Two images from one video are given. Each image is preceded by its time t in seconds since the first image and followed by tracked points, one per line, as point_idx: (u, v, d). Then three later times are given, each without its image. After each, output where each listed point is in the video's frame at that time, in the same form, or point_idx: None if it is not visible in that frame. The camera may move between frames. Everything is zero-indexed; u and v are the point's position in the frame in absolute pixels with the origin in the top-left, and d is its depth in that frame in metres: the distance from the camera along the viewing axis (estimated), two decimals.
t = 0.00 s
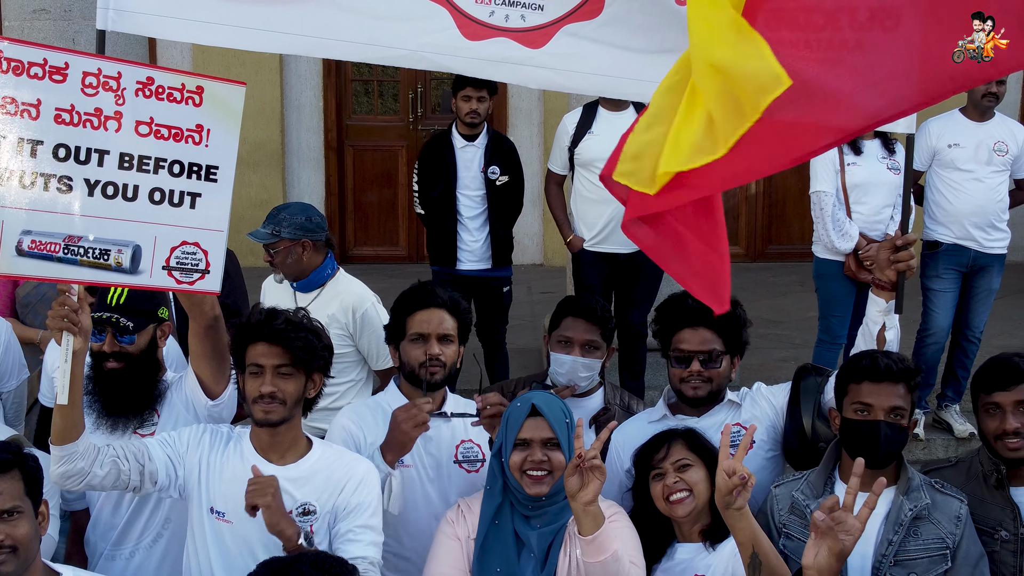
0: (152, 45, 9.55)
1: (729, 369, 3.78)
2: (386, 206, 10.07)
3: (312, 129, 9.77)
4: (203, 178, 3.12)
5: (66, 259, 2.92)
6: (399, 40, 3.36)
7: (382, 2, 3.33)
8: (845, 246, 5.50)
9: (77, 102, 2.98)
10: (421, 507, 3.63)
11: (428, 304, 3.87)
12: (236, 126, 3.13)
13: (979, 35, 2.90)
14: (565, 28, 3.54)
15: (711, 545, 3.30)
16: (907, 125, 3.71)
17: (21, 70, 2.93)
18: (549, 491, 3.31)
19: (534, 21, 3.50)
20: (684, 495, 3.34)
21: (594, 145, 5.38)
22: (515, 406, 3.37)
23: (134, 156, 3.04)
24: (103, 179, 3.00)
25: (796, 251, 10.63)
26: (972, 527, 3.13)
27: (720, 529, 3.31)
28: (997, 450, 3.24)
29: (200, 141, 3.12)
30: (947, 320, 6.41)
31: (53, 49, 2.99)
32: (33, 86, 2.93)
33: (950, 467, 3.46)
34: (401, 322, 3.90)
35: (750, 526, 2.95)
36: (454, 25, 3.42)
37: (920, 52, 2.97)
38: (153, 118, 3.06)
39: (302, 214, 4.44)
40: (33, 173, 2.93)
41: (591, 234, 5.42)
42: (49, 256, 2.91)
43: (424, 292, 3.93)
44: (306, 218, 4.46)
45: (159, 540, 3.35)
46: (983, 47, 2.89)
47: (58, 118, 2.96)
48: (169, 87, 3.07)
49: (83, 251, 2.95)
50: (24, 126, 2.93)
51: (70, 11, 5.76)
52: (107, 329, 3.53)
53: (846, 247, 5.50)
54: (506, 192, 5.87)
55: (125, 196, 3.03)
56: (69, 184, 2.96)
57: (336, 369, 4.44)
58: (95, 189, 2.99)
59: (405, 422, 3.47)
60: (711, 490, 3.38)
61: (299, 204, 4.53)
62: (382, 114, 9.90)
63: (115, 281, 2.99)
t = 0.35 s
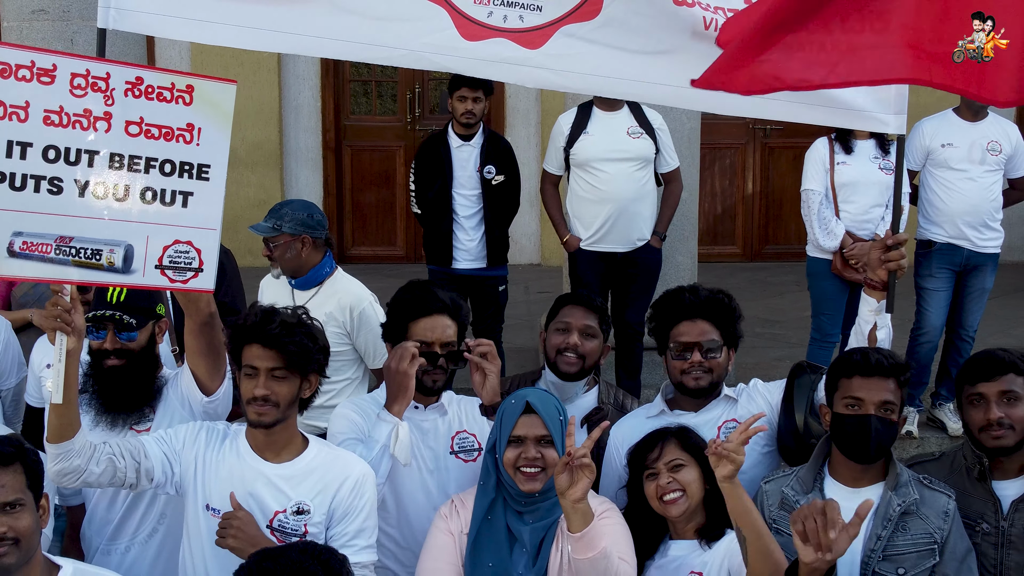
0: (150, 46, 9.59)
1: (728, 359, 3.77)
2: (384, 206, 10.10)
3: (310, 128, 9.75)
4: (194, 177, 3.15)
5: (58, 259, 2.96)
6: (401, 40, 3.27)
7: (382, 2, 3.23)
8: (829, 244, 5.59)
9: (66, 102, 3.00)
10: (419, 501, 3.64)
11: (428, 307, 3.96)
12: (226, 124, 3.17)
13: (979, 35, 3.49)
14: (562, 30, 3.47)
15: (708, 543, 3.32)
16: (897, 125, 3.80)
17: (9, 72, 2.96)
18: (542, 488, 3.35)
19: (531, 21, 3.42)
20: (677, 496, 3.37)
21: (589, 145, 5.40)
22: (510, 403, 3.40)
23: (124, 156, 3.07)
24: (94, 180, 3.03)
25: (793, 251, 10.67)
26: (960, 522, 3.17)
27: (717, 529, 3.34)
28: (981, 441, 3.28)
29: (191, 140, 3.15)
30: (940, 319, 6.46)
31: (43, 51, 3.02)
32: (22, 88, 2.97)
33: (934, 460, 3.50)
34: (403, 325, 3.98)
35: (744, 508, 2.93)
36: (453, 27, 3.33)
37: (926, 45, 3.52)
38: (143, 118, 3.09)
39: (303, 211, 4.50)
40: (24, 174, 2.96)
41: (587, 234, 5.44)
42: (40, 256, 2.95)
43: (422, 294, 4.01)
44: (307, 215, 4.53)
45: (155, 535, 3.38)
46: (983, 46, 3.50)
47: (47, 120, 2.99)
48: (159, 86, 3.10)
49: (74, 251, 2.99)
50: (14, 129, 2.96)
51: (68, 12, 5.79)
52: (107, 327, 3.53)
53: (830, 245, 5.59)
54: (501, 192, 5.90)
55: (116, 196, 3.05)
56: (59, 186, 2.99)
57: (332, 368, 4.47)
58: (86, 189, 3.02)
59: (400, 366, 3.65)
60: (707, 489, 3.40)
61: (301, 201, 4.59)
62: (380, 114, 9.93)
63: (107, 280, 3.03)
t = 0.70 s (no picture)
0: (149, 46, 9.63)
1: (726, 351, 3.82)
2: (381, 205, 10.16)
3: (307, 129, 9.86)
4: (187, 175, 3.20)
5: (52, 257, 3.01)
6: (398, 40, 3.31)
7: (381, 3, 3.28)
8: (814, 242, 5.74)
9: (58, 103, 3.06)
10: (418, 499, 3.68)
11: (429, 298, 3.95)
12: (217, 123, 3.22)
13: (978, 36, 3.52)
14: (560, 32, 3.43)
15: (693, 538, 3.39)
16: (885, 126, 3.65)
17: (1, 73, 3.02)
18: (537, 482, 3.36)
19: (532, 24, 3.41)
20: (659, 496, 3.43)
21: (581, 144, 5.46)
22: (506, 397, 3.44)
23: (117, 155, 3.12)
24: (87, 178, 3.09)
25: (789, 250, 10.74)
26: (942, 512, 3.25)
27: (701, 525, 3.40)
28: (961, 434, 3.35)
29: (183, 139, 3.20)
30: (931, 317, 6.52)
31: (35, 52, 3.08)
32: (14, 89, 3.02)
33: (917, 453, 3.57)
34: (404, 317, 3.97)
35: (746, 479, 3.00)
36: (454, 27, 3.35)
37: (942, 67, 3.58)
38: (134, 117, 3.14)
39: (304, 202, 4.62)
40: (19, 174, 3.02)
41: (581, 232, 5.50)
42: (35, 255, 3.01)
43: (424, 287, 4.01)
44: (306, 206, 4.64)
45: (153, 526, 3.45)
46: (983, 47, 3.52)
47: (39, 120, 3.04)
48: (150, 86, 3.15)
49: (69, 250, 3.04)
50: (6, 129, 3.01)
51: (67, 12, 5.84)
52: (119, 320, 3.58)
53: (815, 243, 5.72)
54: (497, 190, 5.96)
55: (109, 195, 3.11)
56: (52, 185, 3.05)
57: (327, 365, 4.51)
58: (79, 188, 3.08)
59: (395, 382, 3.54)
60: (690, 485, 3.46)
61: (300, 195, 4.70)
62: (378, 114, 9.99)
63: (101, 278, 3.07)
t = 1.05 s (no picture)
0: (150, 46, 9.74)
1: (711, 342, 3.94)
2: (380, 204, 10.29)
3: (306, 129, 9.97)
4: (193, 171, 3.34)
5: (65, 249, 3.16)
6: (396, 42, 3.43)
7: (380, 6, 3.41)
8: (803, 239, 5.89)
9: (72, 101, 3.21)
10: (422, 492, 3.70)
11: (430, 289, 4.05)
12: (222, 121, 3.36)
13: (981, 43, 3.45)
14: (551, 34, 3.56)
15: (679, 525, 3.51)
16: (866, 126, 3.77)
17: (18, 72, 3.16)
18: (538, 468, 3.51)
19: (523, 26, 3.53)
20: (650, 483, 3.54)
21: (573, 142, 5.59)
22: (514, 384, 3.57)
23: (127, 151, 3.27)
24: (99, 173, 3.23)
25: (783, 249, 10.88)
26: (917, 495, 3.44)
27: (686, 513, 3.53)
28: (933, 422, 3.50)
29: (189, 136, 3.34)
30: (919, 313, 6.66)
31: (50, 52, 3.22)
32: (30, 87, 3.17)
33: (893, 441, 3.70)
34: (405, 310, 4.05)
35: (728, 472, 3.10)
36: (448, 29, 3.47)
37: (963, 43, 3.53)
38: (144, 115, 3.28)
39: (297, 200, 4.71)
40: (33, 168, 3.16)
41: (573, 229, 5.63)
42: (48, 246, 3.14)
43: (426, 279, 4.09)
44: (300, 204, 4.72)
45: (159, 510, 3.58)
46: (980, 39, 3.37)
47: (54, 117, 3.19)
48: (159, 85, 3.29)
49: (81, 242, 3.19)
50: (23, 125, 3.16)
51: (70, 13, 5.94)
52: (130, 311, 3.72)
53: (804, 239, 5.88)
54: (494, 187, 6.07)
55: (119, 189, 3.25)
56: (65, 179, 3.19)
57: (326, 357, 4.64)
58: (91, 182, 3.22)
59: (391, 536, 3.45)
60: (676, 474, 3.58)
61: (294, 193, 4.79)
62: (377, 114, 10.12)
63: (111, 269, 3.22)
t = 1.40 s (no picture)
0: (154, 47, 9.95)
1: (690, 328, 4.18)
2: (380, 202, 10.56)
3: (308, 128, 10.15)
4: (209, 165, 3.66)
5: (92, 236, 3.49)
6: (398, 46, 3.69)
7: (382, 12, 3.67)
8: (788, 234, 6.16)
9: (98, 100, 3.53)
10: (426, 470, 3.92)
11: (437, 276, 4.19)
12: (236, 119, 3.67)
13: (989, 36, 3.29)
14: (541, 39, 3.81)
15: (661, 505, 3.75)
16: (836, 125, 4.00)
17: (50, 73, 3.47)
18: (529, 445, 3.74)
19: (515, 33, 3.78)
20: (637, 467, 3.75)
21: (563, 141, 5.85)
22: (509, 366, 3.79)
23: (148, 147, 3.59)
24: (122, 167, 3.56)
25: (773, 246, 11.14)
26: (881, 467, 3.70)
27: (667, 493, 3.75)
28: (894, 400, 3.80)
29: (205, 133, 3.65)
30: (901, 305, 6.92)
31: (78, 55, 3.53)
32: (61, 87, 3.48)
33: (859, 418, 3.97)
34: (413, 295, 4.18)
35: (703, 431, 3.45)
36: (444, 34, 3.73)
37: None
38: (164, 113, 3.61)
39: (287, 196, 4.80)
40: (64, 162, 3.49)
41: (563, 225, 5.89)
42: (76, 234, 3.48)
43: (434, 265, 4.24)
44: (288, 201, 4.81)
45: (176, 483, 3.85)
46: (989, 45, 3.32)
47: (83, 115, 3.51)
48: (177, 86, 3.61)
49: (106, 230, 3.51)
50: (54, 122, 3.48)
51: (80, 16, 6.07)
52: (149, 297, 3.99)
53: (788, 234, 6.16)
54: (489, 184, 6.33)
55: (141, 181, 3.58)
56: (92, 173, 3.52)
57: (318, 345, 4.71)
58: (115, 176, 3.55)
59: None
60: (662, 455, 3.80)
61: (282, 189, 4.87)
62: (376, 114, 10.40)
63: (134, 255, 3.54)
